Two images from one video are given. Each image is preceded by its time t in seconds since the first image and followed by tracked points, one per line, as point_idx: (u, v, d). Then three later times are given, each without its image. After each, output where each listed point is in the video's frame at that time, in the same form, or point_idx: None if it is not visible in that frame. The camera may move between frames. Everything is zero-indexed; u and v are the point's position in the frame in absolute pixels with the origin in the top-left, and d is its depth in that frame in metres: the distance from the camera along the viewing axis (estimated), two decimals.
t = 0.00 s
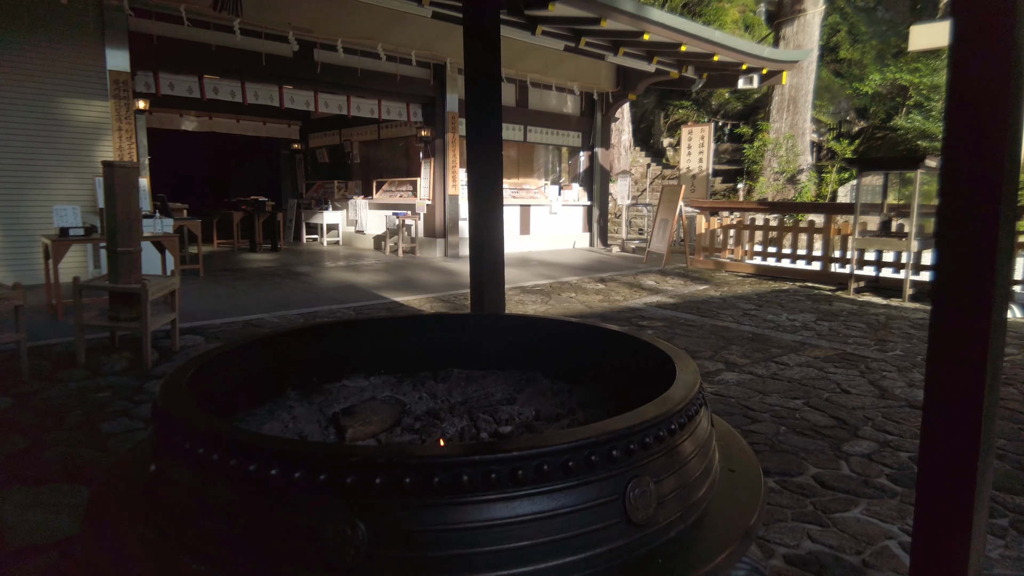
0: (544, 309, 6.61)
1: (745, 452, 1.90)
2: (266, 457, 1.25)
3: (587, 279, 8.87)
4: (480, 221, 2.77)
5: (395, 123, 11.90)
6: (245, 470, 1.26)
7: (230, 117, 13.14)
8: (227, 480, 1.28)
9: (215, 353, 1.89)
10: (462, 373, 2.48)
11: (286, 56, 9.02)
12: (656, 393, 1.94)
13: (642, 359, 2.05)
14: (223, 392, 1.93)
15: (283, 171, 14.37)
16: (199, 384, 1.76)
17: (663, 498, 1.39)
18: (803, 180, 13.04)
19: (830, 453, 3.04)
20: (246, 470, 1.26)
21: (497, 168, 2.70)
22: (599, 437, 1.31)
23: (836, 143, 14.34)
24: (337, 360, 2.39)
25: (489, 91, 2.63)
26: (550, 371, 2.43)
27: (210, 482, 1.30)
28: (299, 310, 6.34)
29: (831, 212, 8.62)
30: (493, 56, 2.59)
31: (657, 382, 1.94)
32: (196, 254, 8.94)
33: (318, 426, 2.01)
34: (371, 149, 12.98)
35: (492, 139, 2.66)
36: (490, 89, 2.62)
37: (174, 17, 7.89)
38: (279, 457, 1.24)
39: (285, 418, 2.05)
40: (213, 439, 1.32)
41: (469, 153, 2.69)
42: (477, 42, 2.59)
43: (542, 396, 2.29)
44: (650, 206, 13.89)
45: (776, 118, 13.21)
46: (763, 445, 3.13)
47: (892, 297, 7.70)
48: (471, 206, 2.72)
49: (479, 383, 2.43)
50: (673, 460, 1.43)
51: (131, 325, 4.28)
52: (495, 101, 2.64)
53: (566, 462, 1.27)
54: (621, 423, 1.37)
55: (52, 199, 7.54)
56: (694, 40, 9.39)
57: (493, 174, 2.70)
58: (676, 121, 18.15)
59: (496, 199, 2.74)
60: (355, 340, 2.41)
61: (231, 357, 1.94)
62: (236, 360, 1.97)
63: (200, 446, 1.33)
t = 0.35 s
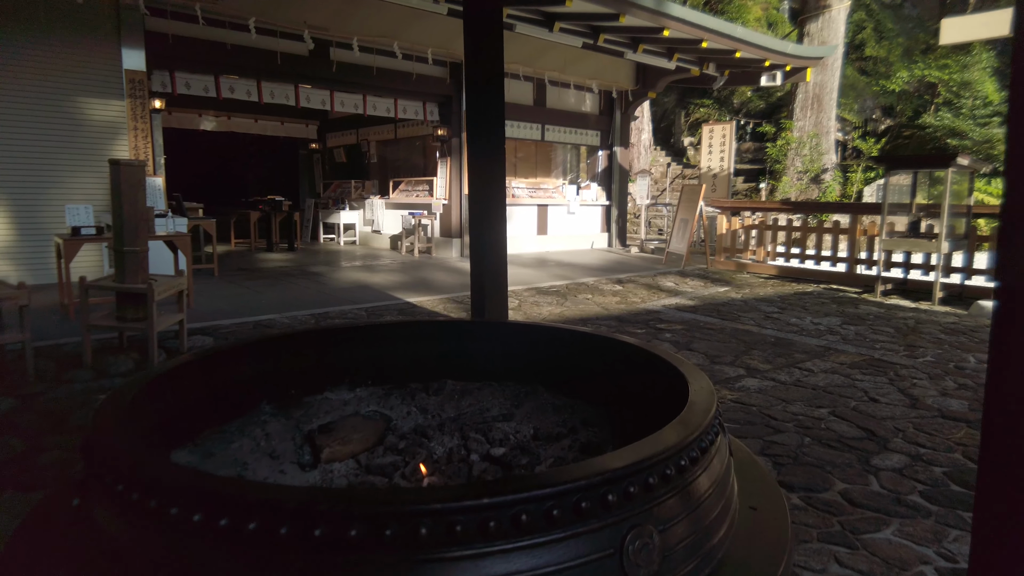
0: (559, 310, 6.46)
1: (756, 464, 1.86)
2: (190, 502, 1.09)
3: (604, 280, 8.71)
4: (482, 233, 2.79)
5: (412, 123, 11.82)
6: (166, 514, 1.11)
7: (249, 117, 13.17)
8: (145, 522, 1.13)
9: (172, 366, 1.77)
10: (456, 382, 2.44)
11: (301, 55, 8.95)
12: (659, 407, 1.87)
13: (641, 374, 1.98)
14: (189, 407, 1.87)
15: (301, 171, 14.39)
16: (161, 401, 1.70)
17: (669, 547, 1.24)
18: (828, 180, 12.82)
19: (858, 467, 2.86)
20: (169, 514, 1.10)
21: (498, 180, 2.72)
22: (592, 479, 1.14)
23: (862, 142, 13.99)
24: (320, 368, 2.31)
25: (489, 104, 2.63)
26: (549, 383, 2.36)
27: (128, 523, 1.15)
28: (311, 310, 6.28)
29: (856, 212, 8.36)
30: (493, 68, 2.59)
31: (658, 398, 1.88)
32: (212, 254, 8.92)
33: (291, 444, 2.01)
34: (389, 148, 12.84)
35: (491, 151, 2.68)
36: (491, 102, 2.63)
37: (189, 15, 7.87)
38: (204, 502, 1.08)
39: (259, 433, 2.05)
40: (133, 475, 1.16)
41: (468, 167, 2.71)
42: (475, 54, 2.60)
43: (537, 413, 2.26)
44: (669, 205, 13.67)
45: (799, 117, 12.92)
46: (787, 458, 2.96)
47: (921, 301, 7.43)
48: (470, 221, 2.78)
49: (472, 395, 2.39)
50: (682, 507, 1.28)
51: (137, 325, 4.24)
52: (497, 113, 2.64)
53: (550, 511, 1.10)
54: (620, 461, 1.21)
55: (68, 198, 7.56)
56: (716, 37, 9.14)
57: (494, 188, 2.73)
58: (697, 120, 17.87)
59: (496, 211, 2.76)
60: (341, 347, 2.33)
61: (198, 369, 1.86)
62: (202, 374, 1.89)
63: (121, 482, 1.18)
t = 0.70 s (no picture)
0: (592, 313, 6.29)
1: (786, 491, 1.73)
2: (112, 543, 0.96)
3: (639, 281, 8.50)
4: (499, 239, 2.69)
5: (446, 122, 11.78)
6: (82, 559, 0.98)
7: (287, 118, 13.31)
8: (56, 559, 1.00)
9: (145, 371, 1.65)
10: (464, 395, 2.35)
11: (336, 55, 9.04)
12: (679, 427, 1.76)
13: (654, 387, 1.87)
14: (167, 417, 1.78)
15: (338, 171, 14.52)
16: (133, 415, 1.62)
17: None
18: (875, 178, 12.39)
19: (908, 487, 2.65)
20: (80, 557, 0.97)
21: (514, 186, 2.63)
22: (623, 520, 1.02)
23: (912, 139, 13.41)
24: (318, 378, 2.23)
25: (506, 110, 2.54)
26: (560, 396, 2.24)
27: (43, 565, 1.02)
28: (341, 309, 6.26)
29: (906, 212, 7.96)
30: (507, 69, 2.50)
31: (677, 418, 1.76)
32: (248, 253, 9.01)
33: (278, 460, 1.96)
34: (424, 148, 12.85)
35: (507, 157, 2.60)
36: (510, 107, 2.53)
37: (225, 16, 7.95)
38: (126, 546, 0.95)
39: (245, 448, 1.99)
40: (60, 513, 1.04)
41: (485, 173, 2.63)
42: (492, 55, 2.51)
43: (548, 432, 2.16)
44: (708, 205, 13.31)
45: (845, 114, 12.46)
46: (830, 474, 2.76)
47: (976, 306, 7.03)
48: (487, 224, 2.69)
49: (479, 410, 2.30)
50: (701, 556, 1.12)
51: (167, 324, 4.28)
52: (515, 117, 2.55)
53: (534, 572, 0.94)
54: (654, 498, 1.08)
55: (108, 196, 7.72)
56: (758, 32, 8.83)
57: (511, 193, 2.64)
58: (738, 118, 17.45)
59: (514, 220, 2.67)
60: (342, 356, 2.24)
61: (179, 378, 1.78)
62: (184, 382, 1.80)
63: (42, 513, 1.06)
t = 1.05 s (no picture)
0: (650, 318, 6.10)
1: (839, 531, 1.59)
2: None
3: (701, 285, 8.21)
4: (538, 251, 2.60)
5: (506, 122, 11.73)
6: None
7: (351, 120, 13.57)
8: None
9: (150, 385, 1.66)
10: (494, 412, 2.28)
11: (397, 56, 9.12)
12: (717, 454, 1.64)
13: (690, 409, 1.75)
14: (179, 431, 1.77)
15: (399, 172, 14.70)
16: (138, 431, 1.62)
17: None
18: (960, 179, 11.32)
19: (995, 517, 2.41)
20: None
21: (555, 195, 2.53)
22: None
23: (1002, 136, 12.50)
24: (342, 393, 2.19)
25: (549, 116, 2.44)
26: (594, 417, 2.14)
27: None
28: (396, 310, 6.29)
29: (995, 214, 7.38)
30: (547, 72, 2.42)
31: (715, 443, 1.65)
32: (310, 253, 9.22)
33: (292, 478, 1.93)
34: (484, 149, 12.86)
35: (550, 166, 2.50)
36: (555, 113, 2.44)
37: (291, 22, 8.18)
38: None
39: (261, 463, 1.97)
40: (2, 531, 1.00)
41: (526, 182, 2.55)
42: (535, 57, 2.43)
43: (580, 455, 2.06)
44: (777, 206, 12.79)
45: (927, 109, 11.72)
46: (905, 500, 2.54)
47: None
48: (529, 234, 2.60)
49: (507, 429, 2.22)
50: None
51: (226, 322, 4.38)
52: (559, 124, 2.45)
53: None
54: (708, 552, 0.97)
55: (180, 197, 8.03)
56: (831, 26, 8.40)
57: (551, 202, 2.55)
58: (809, 116, 16.72)
59: (556, 230, 2.58)
60: (368, 370, 2.19)
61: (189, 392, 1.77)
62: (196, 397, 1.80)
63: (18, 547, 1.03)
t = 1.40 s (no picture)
0: (704, 321, 5.86)
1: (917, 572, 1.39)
2: None
3: (759, 288, 7.88)
4: (577, 252, 2.46)
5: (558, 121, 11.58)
6: None
7: (405, 121, 13.68)
8: None
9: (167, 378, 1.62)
10: (521, 419, 2.23)
11: (450, 55, 9.04)
12: (764, 472, 1.50)
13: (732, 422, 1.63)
14: (194, 422, 1.73)
15: (452, 172, 14.74)
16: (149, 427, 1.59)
17: None
18: None
19: None
20: None
21: (595, 197, 2.41)
22: None
23: None
24: (368, 396, 2.12)
25: (589, 112, 2.32)
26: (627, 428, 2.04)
27: None
28: (443, 309, 6.25)
29: None
30: (587, 58, 2.26)
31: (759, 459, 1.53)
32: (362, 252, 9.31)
33: (302, 484, 1.90)
34: (536, 147, 12.75)
35: (590, 167, 2.39)
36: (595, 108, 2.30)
37: (346, 22, 8.28)
38: None
39: (267, 468, 1.93)
40: None
41: (566, 183, 2.45)
42: (578, 47, 2.28)
43: (609, 469, 1.98)
44: (842, 206, 12.22)
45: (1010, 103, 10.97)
46: (983, 525, 2.31)
47: None
48: (568, 228, 2.45)
49: (535, 438, 2.17)
50: None
51: (273, 319, 4.42)
52: (600, 121, 2.33)
53: None
54: None
55: (236, 194, 8.22)
56: (905, 15, 7.91)
57: (592, 204, 2.42)
58: (878, 112, 15.95)
59: (597, 234, 2.45)
60: (394, 375, 2.11)
61: (208, 388, 1.73)
62: (215, 395, 1.76)
63: None
